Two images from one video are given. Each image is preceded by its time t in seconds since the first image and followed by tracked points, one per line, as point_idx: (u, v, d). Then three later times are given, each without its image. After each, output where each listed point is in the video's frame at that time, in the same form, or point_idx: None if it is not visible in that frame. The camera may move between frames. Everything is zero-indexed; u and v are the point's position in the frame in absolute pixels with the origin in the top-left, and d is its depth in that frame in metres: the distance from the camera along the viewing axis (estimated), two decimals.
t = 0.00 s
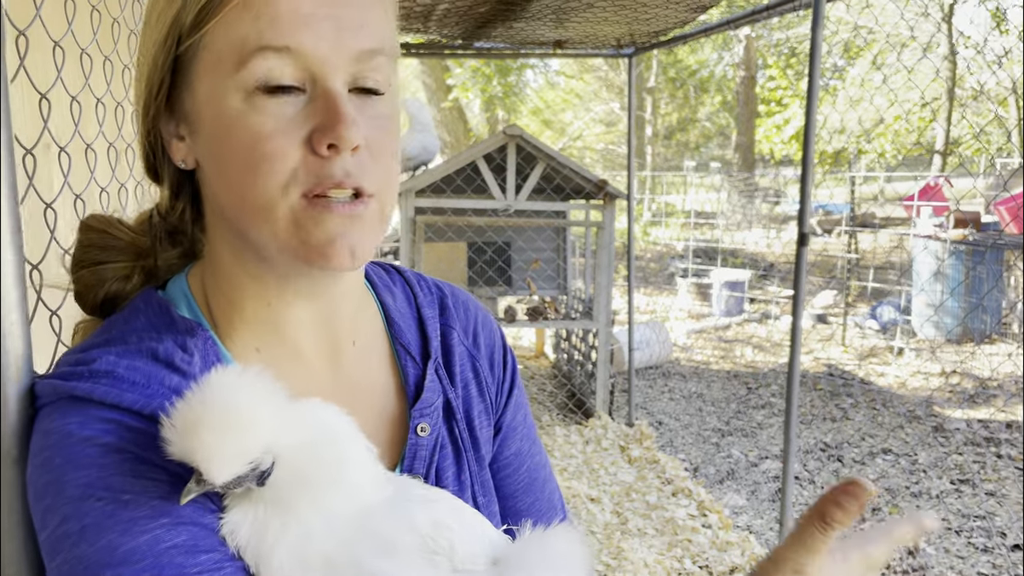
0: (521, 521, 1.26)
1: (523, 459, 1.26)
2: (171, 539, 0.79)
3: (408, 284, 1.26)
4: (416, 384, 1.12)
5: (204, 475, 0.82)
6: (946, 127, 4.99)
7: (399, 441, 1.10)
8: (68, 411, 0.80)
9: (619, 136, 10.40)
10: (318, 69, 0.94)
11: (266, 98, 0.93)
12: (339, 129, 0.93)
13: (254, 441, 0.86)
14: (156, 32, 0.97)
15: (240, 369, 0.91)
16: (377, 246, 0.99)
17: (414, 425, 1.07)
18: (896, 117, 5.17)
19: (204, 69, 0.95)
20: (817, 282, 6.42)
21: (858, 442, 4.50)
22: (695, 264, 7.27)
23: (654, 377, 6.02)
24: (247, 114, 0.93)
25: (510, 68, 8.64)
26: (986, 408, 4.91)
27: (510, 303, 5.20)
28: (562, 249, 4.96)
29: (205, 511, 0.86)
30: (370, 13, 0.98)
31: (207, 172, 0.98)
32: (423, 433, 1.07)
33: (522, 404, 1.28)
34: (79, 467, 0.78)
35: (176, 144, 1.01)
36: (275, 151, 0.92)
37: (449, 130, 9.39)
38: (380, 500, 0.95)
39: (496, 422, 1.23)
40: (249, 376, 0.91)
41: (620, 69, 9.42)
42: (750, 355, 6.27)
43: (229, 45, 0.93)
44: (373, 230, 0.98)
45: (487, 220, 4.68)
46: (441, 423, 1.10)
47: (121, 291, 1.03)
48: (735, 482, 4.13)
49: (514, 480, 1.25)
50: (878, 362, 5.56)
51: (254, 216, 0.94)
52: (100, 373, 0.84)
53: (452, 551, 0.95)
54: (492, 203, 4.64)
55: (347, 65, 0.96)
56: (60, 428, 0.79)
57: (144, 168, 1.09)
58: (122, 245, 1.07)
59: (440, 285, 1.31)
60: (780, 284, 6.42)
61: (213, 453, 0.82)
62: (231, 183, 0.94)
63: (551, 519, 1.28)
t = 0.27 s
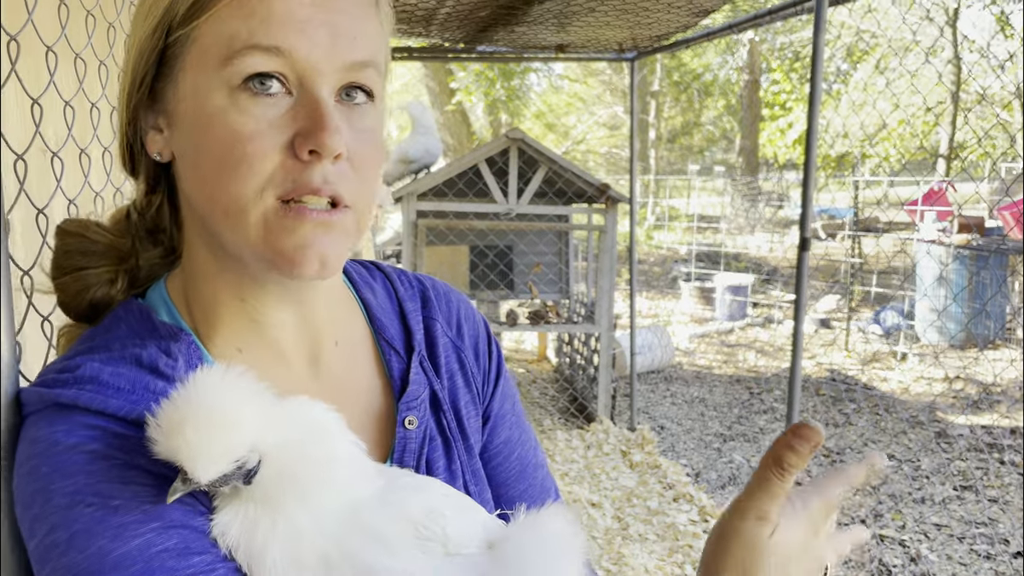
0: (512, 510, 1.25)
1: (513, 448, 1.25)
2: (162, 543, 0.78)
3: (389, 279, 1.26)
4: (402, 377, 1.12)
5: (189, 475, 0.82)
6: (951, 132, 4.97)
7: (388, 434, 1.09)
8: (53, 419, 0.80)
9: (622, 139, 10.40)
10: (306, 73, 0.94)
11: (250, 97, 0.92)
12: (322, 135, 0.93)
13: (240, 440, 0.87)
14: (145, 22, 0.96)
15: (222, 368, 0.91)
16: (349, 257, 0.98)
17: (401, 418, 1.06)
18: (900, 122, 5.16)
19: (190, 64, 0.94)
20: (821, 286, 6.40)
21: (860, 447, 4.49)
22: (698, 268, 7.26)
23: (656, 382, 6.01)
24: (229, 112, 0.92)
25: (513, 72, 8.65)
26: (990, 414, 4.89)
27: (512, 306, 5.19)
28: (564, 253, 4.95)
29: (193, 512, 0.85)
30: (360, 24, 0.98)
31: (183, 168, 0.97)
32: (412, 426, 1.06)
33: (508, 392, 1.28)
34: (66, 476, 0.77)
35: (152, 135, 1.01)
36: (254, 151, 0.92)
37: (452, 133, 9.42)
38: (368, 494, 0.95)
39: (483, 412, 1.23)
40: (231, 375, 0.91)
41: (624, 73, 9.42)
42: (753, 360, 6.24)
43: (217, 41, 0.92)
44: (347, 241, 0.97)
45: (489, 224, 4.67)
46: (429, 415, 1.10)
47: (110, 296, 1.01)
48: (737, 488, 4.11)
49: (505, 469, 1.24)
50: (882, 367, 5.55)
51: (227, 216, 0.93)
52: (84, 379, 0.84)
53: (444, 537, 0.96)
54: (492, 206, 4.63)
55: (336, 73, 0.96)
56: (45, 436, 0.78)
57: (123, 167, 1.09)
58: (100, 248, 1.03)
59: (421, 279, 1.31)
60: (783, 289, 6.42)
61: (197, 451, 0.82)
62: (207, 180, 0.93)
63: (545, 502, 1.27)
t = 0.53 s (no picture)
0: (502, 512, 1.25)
1: (504, 450, 1.25)
2: (155, 551, 0.77)
3: (378, 283, 1.26)
4: (391, 382, 1.12)
5: (177, 474, 0.82)
6: (957, 138, 4.96)
7: (377, 439, 1.09)
8: (47, 424, 0.81)
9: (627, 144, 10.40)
10: (322, 87, 0.94)
11: (268, 109, 0.91)
12: (340, 150, 0.92)
13: (229, 441, 0.86)
14: (151, 26, 0.93)
15: (217, 370, 0.91)
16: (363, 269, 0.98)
17: (391, 422, 1.06)
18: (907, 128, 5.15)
19: (203, 72, 0.92)
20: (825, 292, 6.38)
21: (864, 453, 4.47)
22: (702, 273, 7.25)
23: (659, 387, 6.00)
24: (247, 122, 0.91)
25: (518, 76, 8.66)
26: (995, 421, 4.87)
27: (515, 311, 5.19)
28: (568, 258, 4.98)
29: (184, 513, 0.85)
30: (372, 40, 0.99)
31: (192, 176, 0.95)
32: (401, 429, 1.07)
33: (498, 395, 1.29)
34: (60, 482, 0.77)
35: (153, 141, 0.98)
36: (273, 164, 0.91)
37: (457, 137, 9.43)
38: (358, 498, 0.94)
39: (472, 415, 1.23)
40: (223, 377, 0.91)
41: (629, 77, 9.43)
42: (757, 365, 6.23)
43: (236, 51, 0.91)
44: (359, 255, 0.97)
45: (492, 228, 4.67)
46: (418, 418, 1.10)
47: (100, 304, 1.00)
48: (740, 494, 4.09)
49: (495, 471, 1.24)
50: (886, 373, 5.53)
51: (243, 228, 0.92)
52: (78, 384, 0.84)
53: (431, 539, 0.94)
54: (496, 210, 4.62)
55: (350, 88, 0.96)
56: (39, 443, 0.79)
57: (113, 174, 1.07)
58: (88, 257, 1.02)
59: (410, 282, 1.31)
60: (787, 294, 6.40)
61: (188, 453, 0.82)
62: (222, 190, 0.92)
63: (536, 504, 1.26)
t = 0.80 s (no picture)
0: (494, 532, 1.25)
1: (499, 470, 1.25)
2: (154, 560, 0.79)
3: (387, 295, 1.25)
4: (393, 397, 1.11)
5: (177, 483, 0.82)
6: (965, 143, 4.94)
7: (374, 455, 1.08)
8: (50, 426, 0.81)
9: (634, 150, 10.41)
10: (366, 87, 0.94)
11: (317, 107, 0.91)
12: (391, 145, 0.93)
13: (230, 449, 0.84)
14: (184, 28, 0.90)
15: (220, 382, 0.90)
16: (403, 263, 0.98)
17: (391, 439, 1.06)
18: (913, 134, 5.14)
19: (248, 72, 0.91)
20: (831, 298, 6.37)
21: (869, 460, 4.45)
22: (708, 279, 7.24)
23: (664, 392, 5.99)
24: (298, 120, 0.90)
25: (524, 81, 8.68)
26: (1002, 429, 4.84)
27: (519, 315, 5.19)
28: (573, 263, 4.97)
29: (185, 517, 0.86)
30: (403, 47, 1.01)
31: (234, 178, 0.93)
32: (400, 447, 1.06)
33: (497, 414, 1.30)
34: (62, 485, 0.78)
35: (189, 145, 0.95)
36: (326, 159, 0.90)
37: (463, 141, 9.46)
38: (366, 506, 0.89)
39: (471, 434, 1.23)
40: (223, 391, 0.89)
41: (636, 82, 9.43)
42: (761, 371, 6.21)
43: (285, 52, 0.91)
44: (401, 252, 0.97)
45: (496, 233, 4.67)
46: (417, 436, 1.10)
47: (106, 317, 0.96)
48: (744, 499, 4.08)
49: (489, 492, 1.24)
50: (892, 381, 5.51)
51: (296, 224, 0.90)
52: (83, 387, 0.84)
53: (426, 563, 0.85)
54: (501, 215, 4.63)
55: (389, 90, 0.97)
56: (40, 446, 0.79)
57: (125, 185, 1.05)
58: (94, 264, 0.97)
59: (418, 296, 1.31)
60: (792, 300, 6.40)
61: (191, 463, 0.82)
62: (272, 188, 0.90)
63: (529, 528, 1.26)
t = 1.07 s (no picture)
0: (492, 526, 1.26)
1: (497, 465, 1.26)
2: (128, 536, 0.77)
3: (380, 293, 1.26)
4: (386, 392, 1.12)
5: (167, 474, 0.83)
6: (973, 151, 4.92)
7: (369, 451, 1.09)
8: (38, 420, 0.81)
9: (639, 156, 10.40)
10: (354, 87, 0.95)
11: (310, 110, 0.92)
12: (383, 142, 0.94)
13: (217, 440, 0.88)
14: (170, 37, 0.90)
15: (212, 373, 0.93)
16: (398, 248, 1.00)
17: (385, 433, 1.06)
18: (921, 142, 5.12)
19: (238, 78, 0.92)
20: (836, 306, 6.34)
21: (873, 468, 4.42)
22: (713, 285, 7.22)
23: (668, 399, 5.97)
24: (292, 123, 0.91)
25: (530, 87, 8.68)
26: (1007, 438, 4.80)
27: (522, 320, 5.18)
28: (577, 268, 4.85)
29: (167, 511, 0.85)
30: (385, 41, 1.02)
31: (230, 184, 0.95)
32: (394, 441, 1.07)
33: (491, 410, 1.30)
34: (44, 470, 0.77)
35: (181, 154, 0.96)
36: (322, 160, 0.91)
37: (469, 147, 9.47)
38: (348, 504, 0.96)
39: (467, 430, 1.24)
40: (214, 380, 0.92)
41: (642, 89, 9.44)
42: (766, 378, 6.19)
43: (274, 55, 0.92)
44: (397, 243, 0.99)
45: (500, 237, 4.67)
46: (410, 430, 1.10)
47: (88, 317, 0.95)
48: (747, 506, 4.06)
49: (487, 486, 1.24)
50: (896, 389, 5.48)
51: (295, 226, 0.91)
52: (71, 381, 0.84)
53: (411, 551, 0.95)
54: (505, 219, 4.66)
55: (375, 86, 0.98)
56: (27, 438, 0.79)
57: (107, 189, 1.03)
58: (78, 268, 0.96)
59: (411, 293, 1.31)
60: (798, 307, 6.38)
61: (177, 450, 0.83)
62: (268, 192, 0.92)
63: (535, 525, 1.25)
